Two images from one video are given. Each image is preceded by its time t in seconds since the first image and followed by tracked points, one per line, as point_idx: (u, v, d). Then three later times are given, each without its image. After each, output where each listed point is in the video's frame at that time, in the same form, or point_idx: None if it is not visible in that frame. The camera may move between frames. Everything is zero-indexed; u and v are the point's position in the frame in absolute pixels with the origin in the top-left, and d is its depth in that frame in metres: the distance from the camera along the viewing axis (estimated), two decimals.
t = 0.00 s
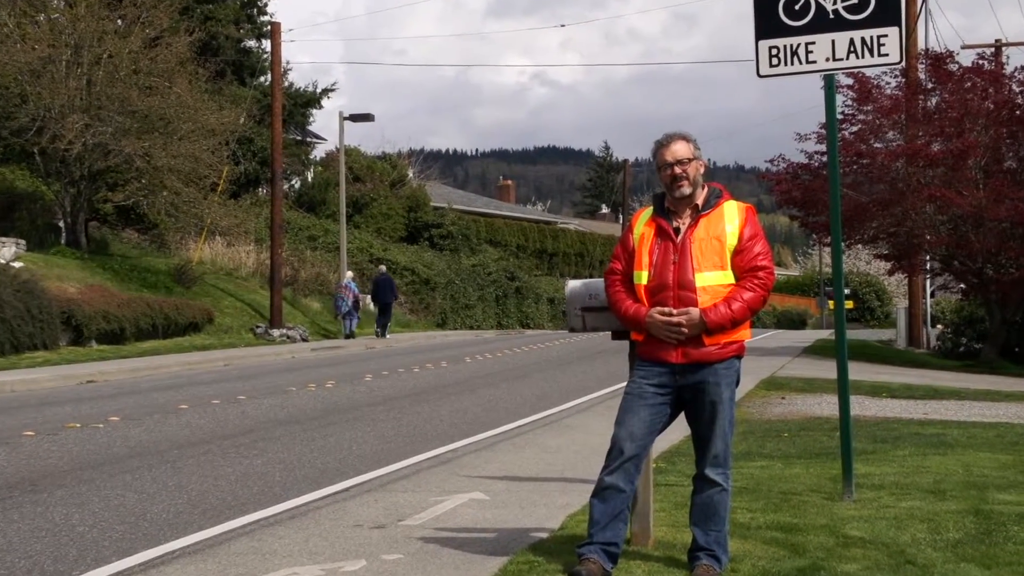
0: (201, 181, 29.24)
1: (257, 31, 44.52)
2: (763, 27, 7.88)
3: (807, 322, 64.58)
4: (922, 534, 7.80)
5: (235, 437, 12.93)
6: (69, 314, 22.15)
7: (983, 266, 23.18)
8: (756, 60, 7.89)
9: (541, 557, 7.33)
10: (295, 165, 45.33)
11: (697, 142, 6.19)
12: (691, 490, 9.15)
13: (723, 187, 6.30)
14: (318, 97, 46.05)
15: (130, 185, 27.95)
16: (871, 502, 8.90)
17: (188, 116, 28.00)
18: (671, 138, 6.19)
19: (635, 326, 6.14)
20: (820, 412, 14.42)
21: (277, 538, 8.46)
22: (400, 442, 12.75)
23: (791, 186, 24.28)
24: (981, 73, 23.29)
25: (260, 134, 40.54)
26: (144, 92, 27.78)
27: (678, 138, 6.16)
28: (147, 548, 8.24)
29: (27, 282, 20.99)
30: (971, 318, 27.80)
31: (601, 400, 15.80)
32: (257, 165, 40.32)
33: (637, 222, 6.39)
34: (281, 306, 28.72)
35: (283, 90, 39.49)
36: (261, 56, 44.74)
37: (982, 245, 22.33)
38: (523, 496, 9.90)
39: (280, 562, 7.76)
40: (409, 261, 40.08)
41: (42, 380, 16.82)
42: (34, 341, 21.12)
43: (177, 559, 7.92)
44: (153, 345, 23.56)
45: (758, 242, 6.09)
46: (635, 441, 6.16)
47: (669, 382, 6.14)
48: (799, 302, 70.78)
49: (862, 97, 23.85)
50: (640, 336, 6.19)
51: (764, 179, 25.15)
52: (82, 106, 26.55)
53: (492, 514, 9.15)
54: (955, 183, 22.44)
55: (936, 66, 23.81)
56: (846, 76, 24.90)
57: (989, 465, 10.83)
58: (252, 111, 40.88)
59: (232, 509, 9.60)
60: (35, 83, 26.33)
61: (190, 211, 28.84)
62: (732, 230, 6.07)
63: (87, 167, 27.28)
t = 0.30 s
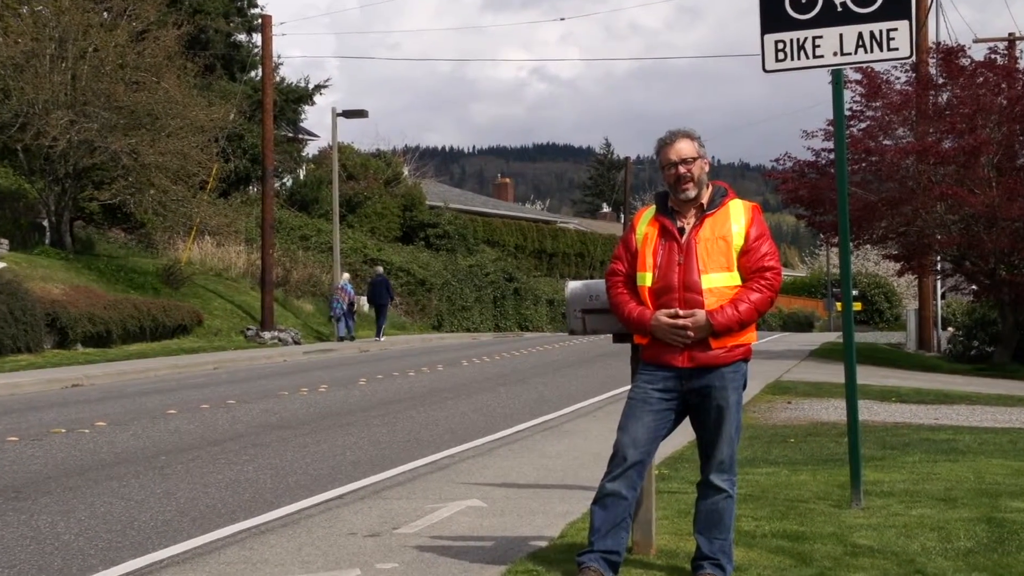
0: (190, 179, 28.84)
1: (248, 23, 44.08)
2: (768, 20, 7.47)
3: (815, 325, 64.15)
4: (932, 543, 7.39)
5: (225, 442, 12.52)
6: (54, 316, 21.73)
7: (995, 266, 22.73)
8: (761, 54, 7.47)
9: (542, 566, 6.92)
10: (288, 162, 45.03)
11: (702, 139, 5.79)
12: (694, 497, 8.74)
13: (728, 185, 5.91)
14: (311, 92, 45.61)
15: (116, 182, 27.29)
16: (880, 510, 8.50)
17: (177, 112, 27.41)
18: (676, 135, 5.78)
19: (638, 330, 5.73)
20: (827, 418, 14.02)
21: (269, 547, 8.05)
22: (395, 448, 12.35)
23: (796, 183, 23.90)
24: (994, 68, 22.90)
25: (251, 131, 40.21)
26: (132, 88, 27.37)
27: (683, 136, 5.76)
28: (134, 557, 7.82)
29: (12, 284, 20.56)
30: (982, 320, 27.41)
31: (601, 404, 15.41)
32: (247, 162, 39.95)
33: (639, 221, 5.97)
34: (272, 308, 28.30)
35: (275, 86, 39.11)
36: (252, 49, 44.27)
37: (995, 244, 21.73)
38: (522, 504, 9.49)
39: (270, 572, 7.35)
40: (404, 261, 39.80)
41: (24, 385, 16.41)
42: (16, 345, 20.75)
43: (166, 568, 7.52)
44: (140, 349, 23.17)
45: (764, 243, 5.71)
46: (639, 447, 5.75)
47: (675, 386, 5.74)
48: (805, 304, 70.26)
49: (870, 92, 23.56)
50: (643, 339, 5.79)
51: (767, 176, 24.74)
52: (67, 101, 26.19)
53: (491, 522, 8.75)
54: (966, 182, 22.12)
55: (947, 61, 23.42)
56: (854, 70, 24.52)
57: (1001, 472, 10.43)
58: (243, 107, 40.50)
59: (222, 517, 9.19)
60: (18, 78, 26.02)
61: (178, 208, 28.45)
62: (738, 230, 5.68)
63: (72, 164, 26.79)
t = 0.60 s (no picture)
0: (184, 177, 28.71)
1: (242, 20, 43.84)
2: (771, 16, 7.29)
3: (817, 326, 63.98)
4: (937, 547, 7.20)
5: (219, 444, 12.32)
6: (45, 316, 21.52)
7: (1001, 266, 22.55)
8: (763, 51, 7.29)
9: (542, 570, 6.73)
10: (283, 161, 45.15)
11: (705, 136, 5.60)
12: (695, 500, 8.54)
13: (730, 183, 5.72)
14: (306, 89, 45.39)
15: (109, 180, 27.22)
16: (883, 514, 8.30)
17: (171, 109, 27.16)
18: (677, 133, 5.60)
19: (638, 330, 5.53)
20: (829, 420, 13.84)
21: (264, 551, 7.86)
22: (392, 450, 12.16)
23: (798, 183, 23.73)
24: (999, 65, 22.68)
25: (245, 129, 40.01)
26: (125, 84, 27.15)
27: (684, 133, 5.57)
28: (126, 560, 7.63)
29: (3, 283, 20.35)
30: (987, 321, 27.26)
31: (601, 406, 15.22)
32: (242, 160, 39.75)
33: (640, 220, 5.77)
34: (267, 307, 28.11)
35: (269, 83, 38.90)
36: (246, 47, 44.02)
37: (1001, 244, 21.59)
38: (521, 507, 9.29)
39: None
40: (400, 261, 39.57)
41: (15, 386, 16.22)
42: (7, 345, 20.57)
43: (159, 571, 7.32)
44: (133, 349, 22.98)
45: (767, 242, 5.52)
46: (638, 449, 5.56)
47: (675, 388, 5.54)
48: (807, 304, 70.00)
49: (874, 90, 23.40)
50: (643, 339, 5.59)
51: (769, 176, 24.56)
52: (59, 98, 26.01)
53: (490, 525, 8.55)
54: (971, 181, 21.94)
55: (952, 59, 23.22)
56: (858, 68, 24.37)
57: (1006, 475, 10.23)
58: (238, 105, 40.30)
59: (215, 520, 8.99)
60: (9, 74, 25.85)
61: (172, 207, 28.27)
62: (740, 230, 5.50)
63: (64, 162, 26.74)
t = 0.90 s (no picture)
0: (183, 176, 28.74)
1: (241, 19, 43.80)
2: (771, 15, 7.28)
3: (815, 325, 63.97)
4: (935, 547, 7.20)
5: (217, 443, 12.31)
6: (43, 315, 21.51)
7: (999, 266, 22.57)
8: (762, 51, 7.28)
9: (539, 569, 6.72)
10: (281, 160, 45.19)
11: (703, 136, 5.60)
12: (693, 500, 8.54)
13: (728, 183, 5.72)
14: (305, 89, 45.35)
15: (107, 179, 27.32)
16: (882, 513, 8.30)
17: (169, 107, 27.15)
18: (677, 131, 5.61)
19: (634, 330, 5.53)
20: (828, 419, 13.84)
21: (261, 550, 7.85)
22: (390, 449, 12.15)
23: (797, 182, 23.71)
24: (998, 65, 22.69)
25: (244, 127, 39.99)
26: (123, 83, 27.15)
27: (685, 132, 5.59)
28: (125, 559, 7.62)
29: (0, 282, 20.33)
30: (985, 320, 27.27)
31: (599, 406, 15.22)
32: (240, 159, 39.73)
33: (637, 219, 5.77)
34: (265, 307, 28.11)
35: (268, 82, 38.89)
36: (245, 45, 44.00)
37: (999, 244, 21.58)
38: (519, 507, 9.29)
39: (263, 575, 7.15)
40: (399, 260, 39.59)
41: (13, 385, 16.21)
42: (5, 343, 20.57)
43: (158, 570, 7.32)
44: (130, 348, 22.98)
45: (763, 242, 5.52)
46: (634, 448, 5.55)
47: (671, 388, 5.54)
48: (806, 304, 69.96)
49: (873, 90, 23.38)
50: (639, 338, 5.59)
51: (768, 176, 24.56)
52: (56, 97, 25.98)
53: (488, 524, 8.54)
54: (970, 181, 21.92)
55: (951, 58, 23.22)
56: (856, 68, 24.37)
57: (1004, 475, 10.23)
58: (235, 103, 40.29)
59: (213, 519, 8.98)
60: (8, 73, 25.81)
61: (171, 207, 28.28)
62: (737, 228, 5.49)
63: (61, 161, 26.82)
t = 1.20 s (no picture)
0: (182, 174, 28.80)
1: (240, 17, 43.80)
2: (769, 13, 7.28)
3: (814, 322, 64.01)
4: (934, 543, 7.21)
5: (217, 441, 12.32)
6: (43, 313, 21.52)
7: (998, 263, 22.60)
8: (761, 48, 7.28)
9: (538, 566, 6.74)
10: (280, 158, 45.17)
11: (701, 135, 5.59)
12: (692, 497, 8.55)
13: (724, 181, 5.71)
14: (304, 86, 45.34)
15: (106, 178, 27.37)
16: (881, 510, 8.31)
17: (168, 105, 27.24)
18: (681, 129, 5.61)
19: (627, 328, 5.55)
20: (827, 416, 13.86)
21: (261, 548, 7.86)
22: (390, 447, 12.16)
23: (797, 179, 23.73)
24: (996, 62, 22.70)
25: (243, 125, 39.99)
26: (122, 81, 27.17)
27: (687, 130, 5.58)
28: (125, 557, 7.63)
29: None
30: (984, 317, 27.30)
31: (598, 403, 15.23)
32: (240, 157, 39.73)
33: (634, 218, 5.76)
34: (265, 304, 28.13)
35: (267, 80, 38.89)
36: (244, 43, 44.02)
37: (999, 241, 21.60)
38: (519, 504, 9.30)
39: (262, 572, 7.16)
40: (398, 258, 39.63)
41: (13, 383, 16.22)
42: (4, 341, 20.59)
43: (158, 568, 7.34)
44: (130, 346, 23.02)
45: (760, 239, 5.53)
46: (633, 445, 5.56)
47: (668, 385, 5.54)
48: (805, 301, 69.98)
49: (872, 87, 23.36)
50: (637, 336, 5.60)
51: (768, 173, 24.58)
52: (56, 95, 25.97)
53: (487, 522, 8.56)
54: (968, 178, 21.93)
55: (950, 55, 23.23)
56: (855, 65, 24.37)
57: (1003, 472, 10.24)
58: (234, 101, 40.29)
59: (213, 517, 9.00)
60: (7, 72, 25.78)
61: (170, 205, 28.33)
62: (733, 225, 5.50)
63: (61, 159, 26.78)
